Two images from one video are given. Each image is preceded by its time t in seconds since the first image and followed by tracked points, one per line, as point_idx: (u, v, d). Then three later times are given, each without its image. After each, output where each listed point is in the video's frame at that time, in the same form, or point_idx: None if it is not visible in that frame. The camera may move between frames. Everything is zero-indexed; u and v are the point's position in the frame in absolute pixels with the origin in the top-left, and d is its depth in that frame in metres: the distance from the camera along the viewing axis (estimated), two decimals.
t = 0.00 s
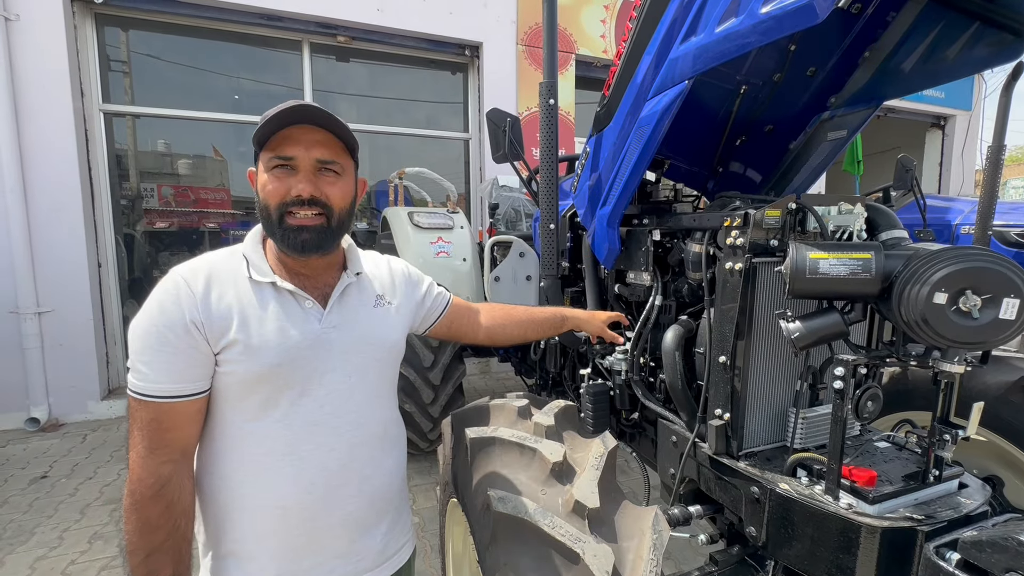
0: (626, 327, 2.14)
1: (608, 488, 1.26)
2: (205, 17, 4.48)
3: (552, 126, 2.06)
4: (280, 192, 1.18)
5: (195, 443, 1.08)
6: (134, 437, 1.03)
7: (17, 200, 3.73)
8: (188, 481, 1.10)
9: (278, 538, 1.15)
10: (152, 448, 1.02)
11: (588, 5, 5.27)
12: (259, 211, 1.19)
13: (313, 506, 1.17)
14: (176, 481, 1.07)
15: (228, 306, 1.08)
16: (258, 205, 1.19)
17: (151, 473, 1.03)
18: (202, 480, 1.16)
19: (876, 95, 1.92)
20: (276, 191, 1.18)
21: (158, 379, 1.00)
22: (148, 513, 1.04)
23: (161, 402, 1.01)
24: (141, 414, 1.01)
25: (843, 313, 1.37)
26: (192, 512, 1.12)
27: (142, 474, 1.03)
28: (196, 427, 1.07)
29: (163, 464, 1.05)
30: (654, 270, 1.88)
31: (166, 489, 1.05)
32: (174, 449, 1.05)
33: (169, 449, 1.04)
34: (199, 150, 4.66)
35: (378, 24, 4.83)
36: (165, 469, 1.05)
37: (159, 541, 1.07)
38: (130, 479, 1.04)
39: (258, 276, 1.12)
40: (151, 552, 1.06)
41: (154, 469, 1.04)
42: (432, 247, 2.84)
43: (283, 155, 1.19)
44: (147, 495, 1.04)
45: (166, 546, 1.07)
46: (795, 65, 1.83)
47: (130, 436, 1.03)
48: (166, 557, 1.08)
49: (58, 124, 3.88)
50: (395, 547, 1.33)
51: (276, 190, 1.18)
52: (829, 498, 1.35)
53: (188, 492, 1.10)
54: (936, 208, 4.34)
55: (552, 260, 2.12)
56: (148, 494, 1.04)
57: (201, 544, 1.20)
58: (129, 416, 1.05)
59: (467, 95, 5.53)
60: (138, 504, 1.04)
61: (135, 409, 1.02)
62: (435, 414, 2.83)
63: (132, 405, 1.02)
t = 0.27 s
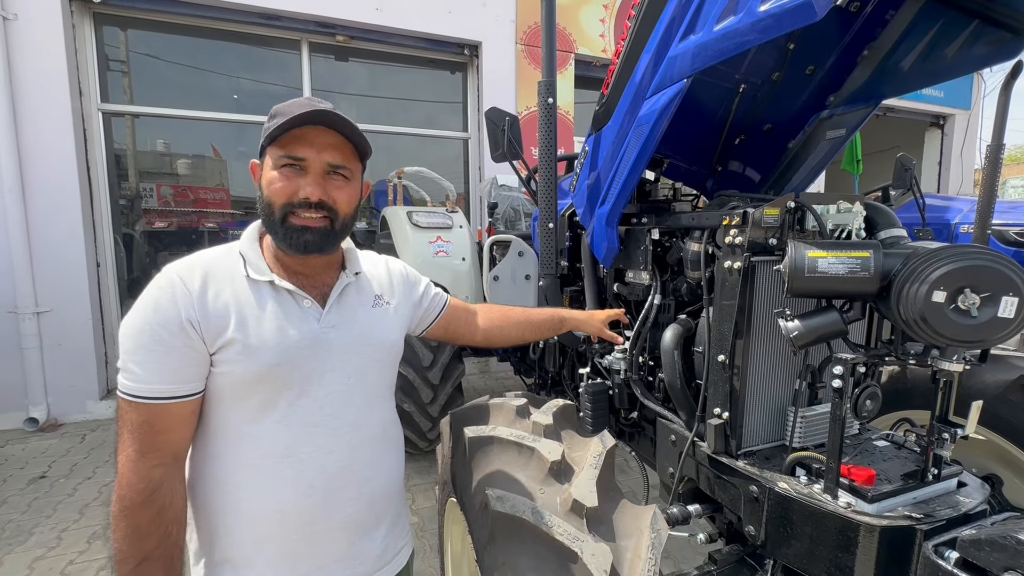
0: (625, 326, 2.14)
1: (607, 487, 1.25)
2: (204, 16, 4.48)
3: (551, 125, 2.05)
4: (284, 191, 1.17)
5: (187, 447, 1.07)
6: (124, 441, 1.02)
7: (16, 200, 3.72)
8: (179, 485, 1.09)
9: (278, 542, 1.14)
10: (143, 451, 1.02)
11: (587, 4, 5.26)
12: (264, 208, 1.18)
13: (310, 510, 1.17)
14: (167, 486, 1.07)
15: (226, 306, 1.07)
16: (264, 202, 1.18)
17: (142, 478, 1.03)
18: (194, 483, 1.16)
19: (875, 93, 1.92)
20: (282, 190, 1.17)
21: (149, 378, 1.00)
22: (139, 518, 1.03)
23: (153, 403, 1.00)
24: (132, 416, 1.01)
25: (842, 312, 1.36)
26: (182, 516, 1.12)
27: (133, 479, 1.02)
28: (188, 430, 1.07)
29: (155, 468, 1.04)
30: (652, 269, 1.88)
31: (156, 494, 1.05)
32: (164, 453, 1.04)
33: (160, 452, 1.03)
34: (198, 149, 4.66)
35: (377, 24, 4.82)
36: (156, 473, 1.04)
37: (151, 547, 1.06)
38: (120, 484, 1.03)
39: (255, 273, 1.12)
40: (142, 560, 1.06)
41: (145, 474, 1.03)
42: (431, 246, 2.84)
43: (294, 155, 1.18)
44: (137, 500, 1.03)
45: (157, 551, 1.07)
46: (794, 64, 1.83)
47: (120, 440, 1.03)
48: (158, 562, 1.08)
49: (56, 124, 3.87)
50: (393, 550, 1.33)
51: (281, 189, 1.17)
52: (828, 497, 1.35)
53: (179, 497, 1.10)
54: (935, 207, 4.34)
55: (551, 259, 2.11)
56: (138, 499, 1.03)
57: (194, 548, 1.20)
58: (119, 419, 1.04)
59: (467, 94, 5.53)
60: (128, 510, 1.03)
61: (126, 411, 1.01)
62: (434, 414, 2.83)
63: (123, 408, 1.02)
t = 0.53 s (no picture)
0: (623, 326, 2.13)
1: (604, 486, 1.25)
2: (202, 15, 4.47)
3: (549, 125, 2.06)
4: (341, 199, 1.16)
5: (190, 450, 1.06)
6: (125, 448, 1.00)
7: (13, 199, 3.71)
8: (185, 490, 1.08)
9: (289, 540, 1.14)
10: (147, 457, 1.00)
11: (586, 3, 5.26)
12: (309, 213, 1.14)
13: (321, 508, 1.17)
14: (174, 491, 1.05)
15: (232, 306, 1.06)
16: (313, 207, 1.14)
17: (147, 484, 1.01)
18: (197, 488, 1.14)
19: (871, 92, 1.91)
20: (338, 199, 1.16)
21: (150, 382, 0.98)
22: (147, 525, 1.02)
23: (158, 406, 0.99)
24: (136, 422, 0.99)
25: (839, 310, 1.36)
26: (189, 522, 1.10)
27: (138, 485, 1.00)
28: (192, 433, 1.06)
29: (159, 473, 1.02)
30: (650, 268, 1.87)
31: (163, 499, 1.03)
32: (169, 456, 1.03)
33: (165, 456, 1.02)
34: (197, 149, 4.65)
35: (375, 23, 4.81)
36: (162, 478, 1.03)
37: (160, 553, 1.04)
38: (124, 492, 1.01)
39: (256, 274, 1.11)
40: (153, 566, 1.04)
41: (151, 479, 1.01)
42: (429, 245, 2.84)
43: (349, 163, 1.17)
44: (144, 507, 1.01)
45: (167, 557, 1.05)
46: (791, 62, 1.83)
47: (120, 448, 1.01)
48: (169, 569, 1.06)
49: (53, 123, 3.87)
50: (395, 548, 1.34)
51: (338, 197, 1.16)
52: (825, 495, 1.35)
53: (186, 502, 1.08)
54: (933, 206, 4.34)
55: (549, 259, 2.11)
56: (145, 506, 1.01)
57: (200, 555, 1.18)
58: (117, 426, 1.02)
59: (465, 94, 5.53)
60: (135, 518, 1.01)
61: (125, 416, 0.99)
62: (433, 413, 2.83)
63: (122, 413, 0.99)
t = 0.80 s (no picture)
0: (620, 325, 2.12)
1: (600, 485, 1.25)
2: (199, 13, 4.46)
3: (546, 124, 2.05)
4: (384, 224, 1.24)
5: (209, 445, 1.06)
6: (146, 448, 0.99)
7: (8, 199, 3.70)
8: (207, 485, 1.07)
9: (301, 529, 1.17)
10: (171, 454, 1.00)
11: (583, 3, 5.26)
12: (350, 233, 1.19)
13: (331, 498, 1.19)
14: (197, 486, 1.05)
15: (248, 305, 1.07)
16: (356, 228, 1.19)
17: (174, 481, 1.00)
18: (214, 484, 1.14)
19: (868, 92, 1.94)
20: (378, 223, 1.23)
21: (173, 382, 0.97)
22: (177, 521, 1.01)
23: (181, 406, 0.99)
24: (157, 421, 0.98)
25: (834, 310, 1.37)
26: (212, 516, 1.09)
27: (165, 483, 0.99)
28: (211, 429, 1.06)
29: (183, 469, 1.02)
30: (647, 267, 1.87)
31: (190, 494, 1.03)
32: (193, 450, 1.03)
33: (189, 452, 1.02)
34: (194, 148, 4.64)
35: (373, 22, 4.81)
36: (186, 475, 1.02)
37: (189, 548, 1.04)
38: (148, 491, 0.99)
39: (267, 278, 1.11)
40: (183, 560, 1.03)
41: (176, 476, 1.01)
42: (427, 245, 2.84)
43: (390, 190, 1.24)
44: (172, 504, 1.00)
45: (197, 551, 1.05)
46: (788, 62, 1.83)
47: (139, 448, 0.99)
48: (199, 563, 1.05)
49: (49, 122, 3.86)
50: (396, 536, 1.37)
51: (380, 223, 1.23)
52: (821, 494, 1.36)
53: (208, 497, 1.08)
54: (929, 206, 4.35)
55: (547, 258, 2.11)
56: (172, 503, 1.00)
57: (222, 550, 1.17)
58: (133, 427, 1.00)
59: (463, 93, 5.52)
60: (163, 515, 1.00)
61: (143, 417, 0.98)
62: (431, 413, 2.83)
63: (139, 414, 0.98)
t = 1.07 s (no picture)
0: (616, 326, 2.11)
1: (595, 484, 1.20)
2: (195, 12, 4.45)
3: (542, 125, 2.03)
4: (386, 226, 1.26)
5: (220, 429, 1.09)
6: (161, 432, 1.02)
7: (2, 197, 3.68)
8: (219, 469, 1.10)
9: (302, 514, 1.20)
10: (185, 437, 1.03)
11: (580, 3, 5.27)
12: (354, 234, 1.21)
13: (327, 485, 1.22)
14: (209, 469, 1.08)
15: (254, 298, 1.10)
16: (359, 230, 1.21)
17: (187, 464, 1.03)
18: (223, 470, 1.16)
19: (863, 93, 1.93)
20: (381, 225, 1.24)
21: (185, 372, 1.00)
22: (190, 502, 1.04)
23: (192, 394, 1.01)
24: (173, 407, 1.01)
25: (828, 310, 1.38)
26: (224, 499, 1.12)
27: (179, 465, 1.02)
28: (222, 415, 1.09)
29: (197, 452, 1.05)
30: (643, 267, 1.88)
31: (204, 476, 1.06)
32: (206, 433, 1.06)
33: (201, 437, 1.05)
34: (190, 147, 4.63)
35: (370, 21, 4.80)
36: (199, 458, 1.05)
37: (203, 528, 1.06)
38: (164, 472, 1.02)
39: (272, 273, 1.14)
40: (200, 537, 1.06)
41: (191, 458, 1.04)
42: (423, 244, 2.84)
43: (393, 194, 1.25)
44: (186, 486, 1.03)
45: (211, 531, 1.07)
46: (783, 63, 1.83)
47: (155, 433, 1.02)
48: (213, 542, 1.08)
49: (44, 120, 3.84)
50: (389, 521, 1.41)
51: (382, 224, 1.24)
52: (814, 493, 1.37)
53: (219, 480, 1.11)
54: (923, 207, 4.37)
55: (543, 258, 2.11)
56: (187, 484, 1.03)
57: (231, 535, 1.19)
58: (147, 414, 1.03)
59: (460, 92, 5.52)
60: (178, 496, 1.03)
61: (156, 405, 1.01)
62: (427, 412, 2.84)
63: (152, 402, 1.01)
